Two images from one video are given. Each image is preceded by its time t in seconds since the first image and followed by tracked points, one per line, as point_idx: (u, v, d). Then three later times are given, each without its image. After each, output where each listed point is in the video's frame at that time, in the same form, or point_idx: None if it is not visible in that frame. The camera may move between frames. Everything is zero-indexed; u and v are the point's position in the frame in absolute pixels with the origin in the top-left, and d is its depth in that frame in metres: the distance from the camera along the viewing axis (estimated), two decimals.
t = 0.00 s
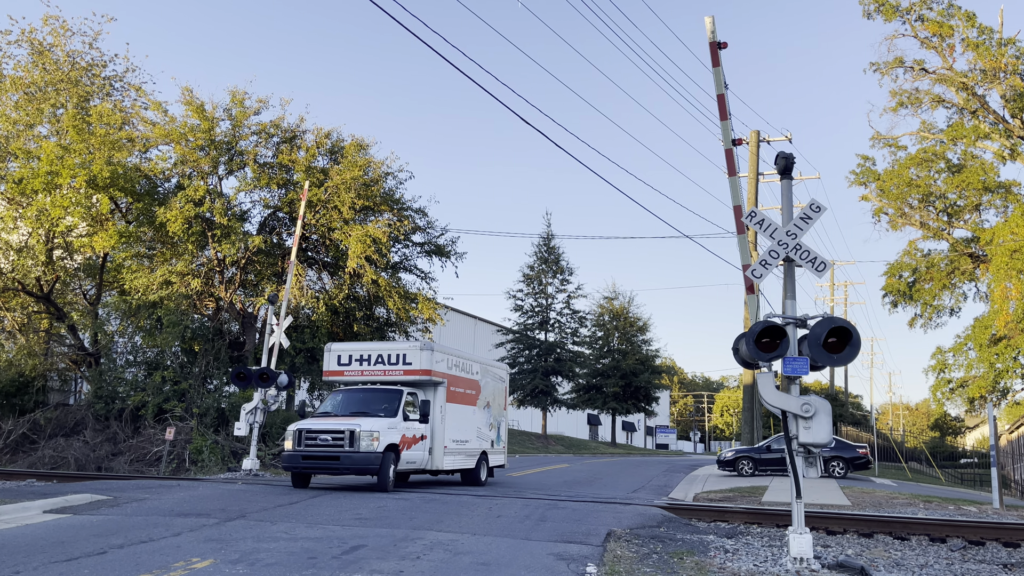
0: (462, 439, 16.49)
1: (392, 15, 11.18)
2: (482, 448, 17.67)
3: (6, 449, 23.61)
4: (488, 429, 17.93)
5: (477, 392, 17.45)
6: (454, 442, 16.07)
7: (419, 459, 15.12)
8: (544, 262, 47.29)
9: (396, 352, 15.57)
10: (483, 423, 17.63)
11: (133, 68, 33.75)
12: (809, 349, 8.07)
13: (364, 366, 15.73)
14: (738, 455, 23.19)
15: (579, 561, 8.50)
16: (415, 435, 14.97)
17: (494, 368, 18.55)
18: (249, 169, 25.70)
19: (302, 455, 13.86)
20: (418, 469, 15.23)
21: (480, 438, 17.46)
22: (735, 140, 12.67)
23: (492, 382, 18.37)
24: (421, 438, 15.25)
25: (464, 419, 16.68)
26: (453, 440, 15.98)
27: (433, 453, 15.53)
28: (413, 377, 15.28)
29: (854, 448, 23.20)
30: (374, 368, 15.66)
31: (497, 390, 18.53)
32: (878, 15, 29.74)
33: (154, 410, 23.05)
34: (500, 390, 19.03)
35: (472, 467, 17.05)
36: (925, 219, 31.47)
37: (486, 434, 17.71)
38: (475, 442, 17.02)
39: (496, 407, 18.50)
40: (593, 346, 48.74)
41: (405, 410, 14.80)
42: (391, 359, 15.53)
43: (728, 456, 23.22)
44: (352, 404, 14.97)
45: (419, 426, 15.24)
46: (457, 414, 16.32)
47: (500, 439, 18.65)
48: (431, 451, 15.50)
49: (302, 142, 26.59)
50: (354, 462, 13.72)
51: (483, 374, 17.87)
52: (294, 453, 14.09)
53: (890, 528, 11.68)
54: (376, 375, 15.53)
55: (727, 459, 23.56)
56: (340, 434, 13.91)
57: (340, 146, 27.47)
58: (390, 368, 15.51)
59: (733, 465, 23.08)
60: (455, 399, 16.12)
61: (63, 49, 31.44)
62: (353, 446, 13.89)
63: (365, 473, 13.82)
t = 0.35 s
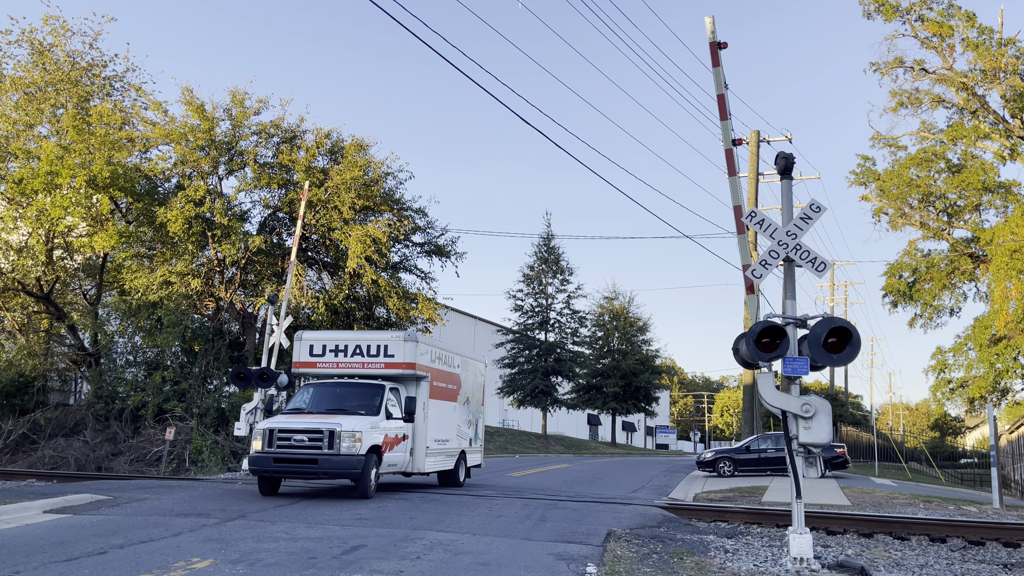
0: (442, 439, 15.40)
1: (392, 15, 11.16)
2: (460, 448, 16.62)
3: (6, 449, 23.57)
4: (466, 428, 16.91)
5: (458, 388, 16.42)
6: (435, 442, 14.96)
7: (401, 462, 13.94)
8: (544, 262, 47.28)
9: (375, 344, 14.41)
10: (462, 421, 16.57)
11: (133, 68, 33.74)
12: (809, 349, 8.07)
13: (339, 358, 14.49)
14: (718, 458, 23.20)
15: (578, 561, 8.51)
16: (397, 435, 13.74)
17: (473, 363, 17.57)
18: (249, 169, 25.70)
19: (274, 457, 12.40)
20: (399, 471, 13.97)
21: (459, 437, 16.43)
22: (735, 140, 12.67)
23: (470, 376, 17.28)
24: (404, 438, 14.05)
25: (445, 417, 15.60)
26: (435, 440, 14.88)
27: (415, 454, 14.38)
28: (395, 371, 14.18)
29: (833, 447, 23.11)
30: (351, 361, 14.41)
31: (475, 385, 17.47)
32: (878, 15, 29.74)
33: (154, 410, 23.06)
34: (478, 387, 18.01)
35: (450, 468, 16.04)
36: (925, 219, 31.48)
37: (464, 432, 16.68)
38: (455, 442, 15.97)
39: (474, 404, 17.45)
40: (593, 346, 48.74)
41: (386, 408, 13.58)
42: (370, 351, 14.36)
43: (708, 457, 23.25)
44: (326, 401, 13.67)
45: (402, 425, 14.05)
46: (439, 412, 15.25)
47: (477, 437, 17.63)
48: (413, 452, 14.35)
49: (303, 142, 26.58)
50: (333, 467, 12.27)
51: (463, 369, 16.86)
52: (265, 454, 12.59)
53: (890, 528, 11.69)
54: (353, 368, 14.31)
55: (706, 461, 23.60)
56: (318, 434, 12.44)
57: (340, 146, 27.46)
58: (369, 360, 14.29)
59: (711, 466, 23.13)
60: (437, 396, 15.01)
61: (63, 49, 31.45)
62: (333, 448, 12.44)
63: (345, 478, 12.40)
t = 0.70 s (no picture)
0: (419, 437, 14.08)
1: (391, 15, 11.13)
2: (438, 446, 15.35)
3: (6, 449, 23.49)
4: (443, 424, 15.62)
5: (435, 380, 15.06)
6: (413, 442, 13.63)
7: (377, 467, 12.54)
8: (544, 262, 47.27)
9: (345, 336, 12.84)
10: (439, 416, 15.25)
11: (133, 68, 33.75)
12: (809, 349, 8.07)
13: (305, 351, 12.86)
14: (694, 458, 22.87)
15: (578, 561, 8.51)
16: (372, 437, 12.29)
17: (449, 352, 16.16)
18: (249, 169, 25.71)
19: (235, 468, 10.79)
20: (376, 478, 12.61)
21: (437, 434, 15.16)
22: (735, 140, 12.67)
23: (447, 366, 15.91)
24: (380, 441, 12.63)
25: (423, 414, 14.25)
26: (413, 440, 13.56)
27: (393, 457, 13.05)
28: (369, 365, 12.66)
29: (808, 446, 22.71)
30: (318, 355, 12.80)
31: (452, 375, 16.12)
32: (878, 15, 29.75)
33: (154, 410, 23.09)
34: (454, 377, 16.64)
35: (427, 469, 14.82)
36: (925, 219, 31.48)
37: (442, 428, 15.40)
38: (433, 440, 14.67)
39: (451, 396, 16.12)
40: (593, 346, 48.75)
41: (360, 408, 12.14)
42: (340, 344, 12.80)
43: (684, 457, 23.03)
44: (292, 402, 12.09)
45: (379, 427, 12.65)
46: (417, 408, 13.92)
47: (455, 432, 16.38)
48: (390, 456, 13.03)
49: (303, 142, 26.57)
50: (303, 479, 10.69)
51: (440, 359, 15.44)
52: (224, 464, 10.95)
53: (890, 528, 11.69)
54: (321, 364, 12.73)
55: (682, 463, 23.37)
56: (285, 442, 10.83)
57: (340, 146, 27.44)
58: (339, 354, 12.72)
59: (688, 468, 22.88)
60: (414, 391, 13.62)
61: (63, 48, 31.44)
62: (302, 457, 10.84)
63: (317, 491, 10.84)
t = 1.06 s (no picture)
0: (393, 440, 12.65)
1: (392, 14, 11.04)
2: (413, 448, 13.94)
3: (6, 448, 23.43)
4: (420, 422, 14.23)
5: (412, 374, 13.62)
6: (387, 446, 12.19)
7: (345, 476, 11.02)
8: (544, 262, 47.25)
9: (309, 323, 11.24)
10: (415, 414, 13.81)
11: (133, 67, 33.76)
12: (809, 349, 8.07)
13: (261, 341, 11.24)
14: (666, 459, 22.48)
15: (578, 561, 8.51)
16: (339, 442, 10.71)
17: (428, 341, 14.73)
18: (248, 169, 25.71)
19: (173, 480, 9.02)
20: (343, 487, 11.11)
21: (412, 435, 13.76)
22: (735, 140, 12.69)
23: (426, 358, 14.47)
24: (348, 446, 11.09)
25: (397, 412, 12.78)
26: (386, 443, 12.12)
27: (362, 463, 11.59)
28: (337, 358, 11.11)
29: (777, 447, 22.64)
30: (277, 346, 11.19)
31: (430, 368, 14.69)
32: (878, 15, 29.74)
33: (155, 410, 23.13)
34: (433, 369, 15.18)
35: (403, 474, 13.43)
36: (925, 219, 31.48)
37: (418, 428, 13.97)
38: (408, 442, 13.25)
39: (429, 391, 14.70)
40: (593, 346, 48.78)
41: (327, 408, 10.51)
42: (303, 332, 11.20)
43: (655, 459, 22.67)
44: (246, 398, 10.44)
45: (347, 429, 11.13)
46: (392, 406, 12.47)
47: (431, 431, 14.99)
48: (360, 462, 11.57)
49: (303, 142, 26.57)
50: (257, 493, 8.96)
51: (417, 349, 13.99)
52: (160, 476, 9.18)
53: (890, 528, 11.69)
54: (281, 355, 11.11)
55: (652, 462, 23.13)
56: (235, 450, 9.08)
57: (340, 146, 27.44)
58: (302, 345, 11.14)
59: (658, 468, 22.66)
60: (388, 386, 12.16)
61: (63, 49, 31.46)
62: (256, 468, 9.10)
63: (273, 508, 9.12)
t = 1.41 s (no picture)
0: (358, 444, 11.01)
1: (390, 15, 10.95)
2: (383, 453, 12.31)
3: (6, 449, 23.37)
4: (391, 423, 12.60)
5: (382, 367, 11.96)
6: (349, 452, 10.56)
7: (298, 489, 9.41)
8: (544, 262, 47.23)
9: (256, 305, 9.61)
10: (385, 415, 12.19)
11: (133, 67, 33.79)
12: (809, 349, 8.06)
13: (199, 327, 9.64)
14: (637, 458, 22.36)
15: (578, 561, 8.50)
16: (288, 450, 9.12)
17: (399, 330, 13.03)
18: (248, 169, 25.69)
19: (75, 496, 7.42)
20: (295, 501, 9.54)
21: (382, 438, 12.12)
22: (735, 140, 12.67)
23: (398, 350, 12.87)
24: (300, 453, 9.49)
25: (363, 411, 11.15)
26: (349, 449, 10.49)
27: (320, 474, 9.98)
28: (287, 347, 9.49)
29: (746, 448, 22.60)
30: (219, 332, 9.59)
31: (403, 361, 13.06)
32: (878, 15, 29.73)
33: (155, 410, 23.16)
34: (407, 364, 13.57)
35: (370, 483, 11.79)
36: (925, 219, 31.48)
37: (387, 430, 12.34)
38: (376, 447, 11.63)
39: (401, 388, 13.10)
40: (593, 345, 48.78)
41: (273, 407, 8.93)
42: (248, 317, 9.57)
43: (626, 456, 22.59)
44: (177, 394, 8.84)
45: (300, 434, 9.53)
46: (357, 405, 10.84)
47: (405, 434, 13.37)
48: (317, 471, 9.96)
49: (303, 142, 26.56)
50: (178, 514, 7.38)
51: (388, 339, 12.34)
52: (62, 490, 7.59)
53: (890, 528, 11.69)
54: (223, 343, 9.50)
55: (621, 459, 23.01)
56: (153, 460, 7.49)
57: (340, 146, 27.44)
58: (247, 331, 9.52)
59: (628, 465, 22.50)
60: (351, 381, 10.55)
61: (63, 49, 31.49)
62: (179, 482, 7.52)
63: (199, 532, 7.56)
